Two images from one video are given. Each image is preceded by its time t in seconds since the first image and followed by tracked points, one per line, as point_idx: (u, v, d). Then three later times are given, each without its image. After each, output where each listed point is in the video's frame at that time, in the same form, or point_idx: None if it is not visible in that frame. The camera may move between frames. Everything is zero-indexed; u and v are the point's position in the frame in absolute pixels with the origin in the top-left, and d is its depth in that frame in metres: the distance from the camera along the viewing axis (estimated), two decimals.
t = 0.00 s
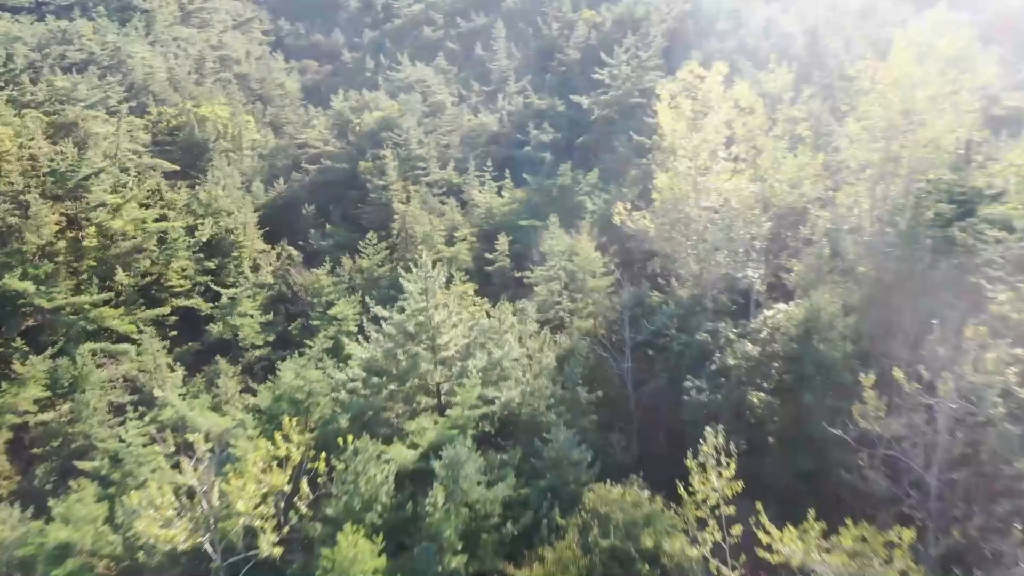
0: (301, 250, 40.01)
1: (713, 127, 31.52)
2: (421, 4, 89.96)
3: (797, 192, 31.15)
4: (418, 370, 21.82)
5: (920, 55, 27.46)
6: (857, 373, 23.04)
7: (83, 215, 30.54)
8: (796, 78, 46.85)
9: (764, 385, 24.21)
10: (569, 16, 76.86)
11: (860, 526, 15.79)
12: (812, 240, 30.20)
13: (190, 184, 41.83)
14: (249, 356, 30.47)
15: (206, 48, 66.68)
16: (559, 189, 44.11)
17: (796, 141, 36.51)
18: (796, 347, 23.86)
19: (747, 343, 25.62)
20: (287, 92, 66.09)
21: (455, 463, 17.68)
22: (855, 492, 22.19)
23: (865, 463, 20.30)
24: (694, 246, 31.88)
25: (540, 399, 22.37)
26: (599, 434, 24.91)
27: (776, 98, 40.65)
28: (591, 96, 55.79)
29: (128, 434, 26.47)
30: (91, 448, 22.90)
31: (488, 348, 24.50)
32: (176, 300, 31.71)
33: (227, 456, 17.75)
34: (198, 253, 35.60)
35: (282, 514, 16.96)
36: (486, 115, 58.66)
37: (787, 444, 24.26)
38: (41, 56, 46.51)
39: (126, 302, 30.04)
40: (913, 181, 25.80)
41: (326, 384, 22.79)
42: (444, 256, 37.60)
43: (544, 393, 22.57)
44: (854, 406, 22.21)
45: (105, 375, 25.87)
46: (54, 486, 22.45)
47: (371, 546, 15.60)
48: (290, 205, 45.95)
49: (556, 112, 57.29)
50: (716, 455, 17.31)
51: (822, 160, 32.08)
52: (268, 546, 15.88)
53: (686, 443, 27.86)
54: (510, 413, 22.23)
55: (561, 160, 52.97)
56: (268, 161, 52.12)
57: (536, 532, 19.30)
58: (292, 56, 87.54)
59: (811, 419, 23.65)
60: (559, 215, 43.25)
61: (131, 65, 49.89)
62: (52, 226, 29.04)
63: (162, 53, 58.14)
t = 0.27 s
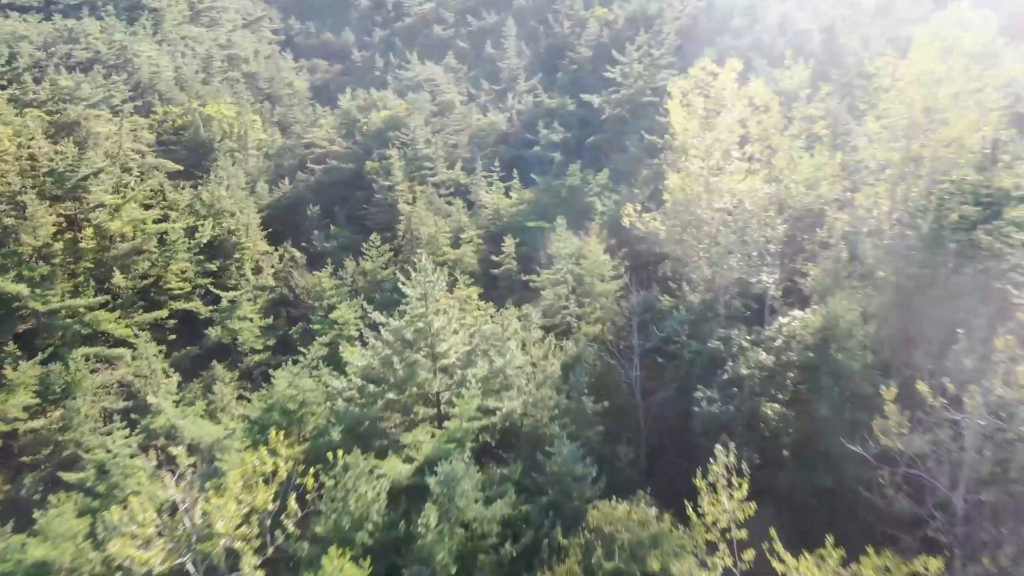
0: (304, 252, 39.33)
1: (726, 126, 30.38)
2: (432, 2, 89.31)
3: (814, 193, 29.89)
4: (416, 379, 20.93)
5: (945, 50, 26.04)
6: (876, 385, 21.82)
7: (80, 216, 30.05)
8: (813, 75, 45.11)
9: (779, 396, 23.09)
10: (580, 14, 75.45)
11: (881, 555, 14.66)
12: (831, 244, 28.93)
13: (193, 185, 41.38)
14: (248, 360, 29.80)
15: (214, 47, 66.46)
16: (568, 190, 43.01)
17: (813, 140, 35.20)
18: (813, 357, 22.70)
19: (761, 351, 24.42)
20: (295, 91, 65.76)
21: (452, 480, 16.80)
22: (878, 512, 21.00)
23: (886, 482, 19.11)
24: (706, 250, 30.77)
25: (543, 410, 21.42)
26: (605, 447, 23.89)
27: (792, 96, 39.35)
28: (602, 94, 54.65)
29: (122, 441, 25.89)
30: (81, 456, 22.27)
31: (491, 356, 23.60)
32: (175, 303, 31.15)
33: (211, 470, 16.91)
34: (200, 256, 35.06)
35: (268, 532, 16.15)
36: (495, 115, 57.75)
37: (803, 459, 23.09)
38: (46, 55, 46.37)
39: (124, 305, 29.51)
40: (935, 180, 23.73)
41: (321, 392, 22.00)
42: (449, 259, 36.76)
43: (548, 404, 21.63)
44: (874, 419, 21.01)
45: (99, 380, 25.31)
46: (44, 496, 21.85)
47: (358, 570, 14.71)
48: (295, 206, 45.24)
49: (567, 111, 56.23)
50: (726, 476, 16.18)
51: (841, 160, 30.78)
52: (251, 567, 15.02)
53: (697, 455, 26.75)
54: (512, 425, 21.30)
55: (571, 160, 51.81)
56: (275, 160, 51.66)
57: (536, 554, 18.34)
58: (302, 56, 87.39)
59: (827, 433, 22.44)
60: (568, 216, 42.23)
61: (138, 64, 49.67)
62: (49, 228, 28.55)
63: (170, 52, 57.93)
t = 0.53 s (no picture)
0: (307, 254, 38.62)
1: (740, 125, 29.25)
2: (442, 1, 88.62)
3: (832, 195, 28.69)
4: (412, 389, 20.02)
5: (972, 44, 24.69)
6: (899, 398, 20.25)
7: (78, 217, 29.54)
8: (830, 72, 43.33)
9: (794, 409, 21.73)
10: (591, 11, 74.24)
11: None
12: (849, 248, 27.74)
13: (197, 185, 40.92)
14: (246, 365, 29.09)
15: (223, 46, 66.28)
16: (577, 191, 42.02)
17: (831, 139, 33.94)
18: (829, 367, 21.19)
19: (776, 361, 23.25)
20: (304, 91, 65.36)
21: (445, 500, 15.83)
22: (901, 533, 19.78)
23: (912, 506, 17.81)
24: (719, 253, 29.65)
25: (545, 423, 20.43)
26: (611, 460, 22.84)
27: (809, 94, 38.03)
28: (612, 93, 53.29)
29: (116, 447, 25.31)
30: (69, 465, 21.66)
31: (492, 365, 22.68)
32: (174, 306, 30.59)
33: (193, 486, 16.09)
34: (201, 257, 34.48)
35: (251, 553, 15.30)
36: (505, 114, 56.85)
37: (820, 475, 21.83)
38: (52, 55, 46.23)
39: (122, 308, 28.99)
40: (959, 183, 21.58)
41: (314, 402, 21.19)
42: (454, 261, 35.89)
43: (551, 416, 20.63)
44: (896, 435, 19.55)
45: (93, 385, 24.76)
46: (31, 506, 21.26)
47: None
48: (300, 206, 44.48)
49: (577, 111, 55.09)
50: (738, 499, 15.01)
51: (861, 161, 29.53)
52: None
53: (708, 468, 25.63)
54: (512, 438, 20.33)
55: (581, 160, 50.69)
56: (281, 160, 51.15)
57: None
58: (312, 55, 87.13)
59: (844, 448, 21.08)
60: (577, 218, 41.20)
61: (144, 63, 49.42)
62: (45, 229, 28.03)
63: (178, 51, 57.73)
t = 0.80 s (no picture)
0: (310, 256, 37.77)
1: (757, 122, 27.84)
2: None
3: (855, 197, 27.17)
4: (406, 403, 18.95)
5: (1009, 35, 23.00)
6: (930, 415, 18.39)
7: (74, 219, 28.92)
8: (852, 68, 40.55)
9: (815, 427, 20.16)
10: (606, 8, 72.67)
11: None
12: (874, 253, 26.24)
13: (200, 185, 40.28)
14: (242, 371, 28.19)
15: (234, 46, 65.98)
16: (588, 191, 40.72)
17: (854, 138, 32.31)
18: (851, 382, 19.56)
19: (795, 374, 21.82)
20: (314, 90, 64.75)
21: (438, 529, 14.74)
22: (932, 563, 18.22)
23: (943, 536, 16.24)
24: (734, 258, 28.27)
25: (548, 440, 19.26)
26: (619, 478, 21.60)
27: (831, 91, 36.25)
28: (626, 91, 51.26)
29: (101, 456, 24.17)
30: (54, 477, 20.90)
31: (493, 377, 21.58)
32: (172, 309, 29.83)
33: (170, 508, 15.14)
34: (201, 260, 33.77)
35: None
36: (517, 113, 55.75)
37: (843, 497, 20.26)
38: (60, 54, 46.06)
39: (117, 312, 28.25)
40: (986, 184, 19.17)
41: (306, 414, 20.20)
42: (461, 264, 34.83)
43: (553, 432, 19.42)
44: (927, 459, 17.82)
45: (83, 393, 24.00)
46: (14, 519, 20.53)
47: None
48: (305, 206, 43.67)
49: (590, 110, 53.46)
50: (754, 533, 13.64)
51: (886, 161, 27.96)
52: None
53: (723, 487, 24.39)
54: (513, 455, 19.18)
55: (594, 160, 49.05)
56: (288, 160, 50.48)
57: None
58: (324, 54, 86.70)
59: (869, 468, 19.47)
60: (588, 220, 39.95)
61: (151, 62, 49.04)
62: (40, 231, 27.40)
63: (187, 50, 57.39)
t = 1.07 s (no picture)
0: (314, 258, 36.93)
1: (776, 120, 26.46)
2: None
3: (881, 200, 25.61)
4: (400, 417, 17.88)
5: None
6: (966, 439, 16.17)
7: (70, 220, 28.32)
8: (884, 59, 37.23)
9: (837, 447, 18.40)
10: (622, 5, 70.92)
11: None
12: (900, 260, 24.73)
13: (204, 185, 39.69)
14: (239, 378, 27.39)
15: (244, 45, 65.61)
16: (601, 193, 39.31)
17: (879, 138, 30.65)
18: (878, 397, 17.70)
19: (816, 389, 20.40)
20: (325, 89, 64.18)
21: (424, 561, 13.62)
22: None
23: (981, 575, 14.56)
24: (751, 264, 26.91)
25: (550, 458, 18.11)
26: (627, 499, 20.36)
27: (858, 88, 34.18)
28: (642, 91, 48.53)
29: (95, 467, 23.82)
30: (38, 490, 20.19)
31: (494, 389, 20.47)
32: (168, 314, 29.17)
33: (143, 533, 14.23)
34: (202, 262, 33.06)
35: None
36: (529, 112, 54.55)
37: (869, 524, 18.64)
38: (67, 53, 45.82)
39: (112, 316, 27.55)
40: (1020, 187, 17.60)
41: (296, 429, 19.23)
42: (467, 268, 33.86)
43: (554, 451, 18.23)
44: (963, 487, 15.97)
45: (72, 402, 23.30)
46: None
47: None
48: (311, 207, 42.87)
49: (604, 110, 51.01)
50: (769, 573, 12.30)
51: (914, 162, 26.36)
52: None
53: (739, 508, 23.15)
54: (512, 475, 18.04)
55: (607, 159, 47.38)
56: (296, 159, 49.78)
57: None
58: (337, 53, 86.26)
59: (899, 493, 17.74)
60: (600, 222, 38.73)
61: (159, 61, 48.69)
62: (34, 233, 26.80)
63: (197, 49, 57.07)
